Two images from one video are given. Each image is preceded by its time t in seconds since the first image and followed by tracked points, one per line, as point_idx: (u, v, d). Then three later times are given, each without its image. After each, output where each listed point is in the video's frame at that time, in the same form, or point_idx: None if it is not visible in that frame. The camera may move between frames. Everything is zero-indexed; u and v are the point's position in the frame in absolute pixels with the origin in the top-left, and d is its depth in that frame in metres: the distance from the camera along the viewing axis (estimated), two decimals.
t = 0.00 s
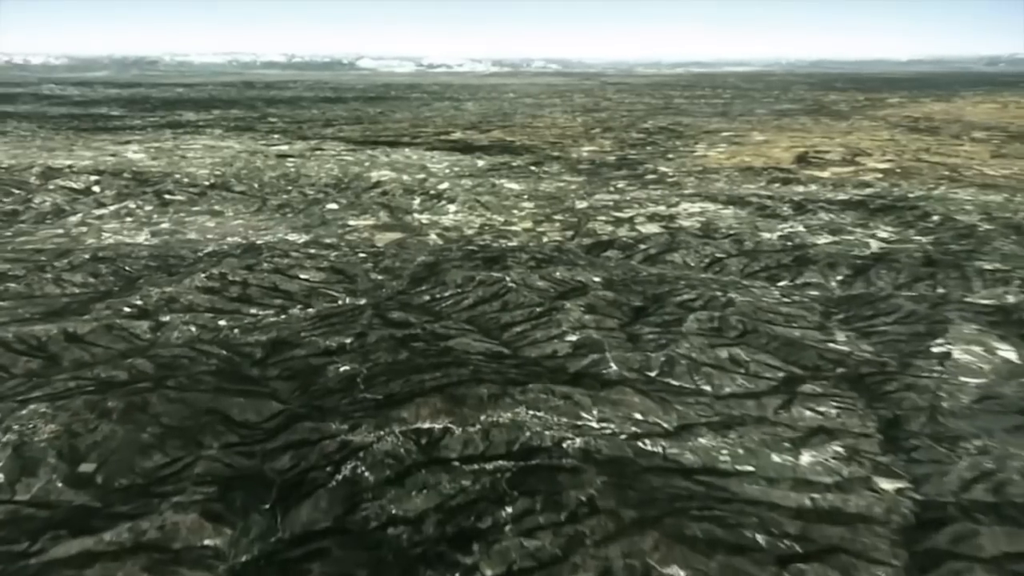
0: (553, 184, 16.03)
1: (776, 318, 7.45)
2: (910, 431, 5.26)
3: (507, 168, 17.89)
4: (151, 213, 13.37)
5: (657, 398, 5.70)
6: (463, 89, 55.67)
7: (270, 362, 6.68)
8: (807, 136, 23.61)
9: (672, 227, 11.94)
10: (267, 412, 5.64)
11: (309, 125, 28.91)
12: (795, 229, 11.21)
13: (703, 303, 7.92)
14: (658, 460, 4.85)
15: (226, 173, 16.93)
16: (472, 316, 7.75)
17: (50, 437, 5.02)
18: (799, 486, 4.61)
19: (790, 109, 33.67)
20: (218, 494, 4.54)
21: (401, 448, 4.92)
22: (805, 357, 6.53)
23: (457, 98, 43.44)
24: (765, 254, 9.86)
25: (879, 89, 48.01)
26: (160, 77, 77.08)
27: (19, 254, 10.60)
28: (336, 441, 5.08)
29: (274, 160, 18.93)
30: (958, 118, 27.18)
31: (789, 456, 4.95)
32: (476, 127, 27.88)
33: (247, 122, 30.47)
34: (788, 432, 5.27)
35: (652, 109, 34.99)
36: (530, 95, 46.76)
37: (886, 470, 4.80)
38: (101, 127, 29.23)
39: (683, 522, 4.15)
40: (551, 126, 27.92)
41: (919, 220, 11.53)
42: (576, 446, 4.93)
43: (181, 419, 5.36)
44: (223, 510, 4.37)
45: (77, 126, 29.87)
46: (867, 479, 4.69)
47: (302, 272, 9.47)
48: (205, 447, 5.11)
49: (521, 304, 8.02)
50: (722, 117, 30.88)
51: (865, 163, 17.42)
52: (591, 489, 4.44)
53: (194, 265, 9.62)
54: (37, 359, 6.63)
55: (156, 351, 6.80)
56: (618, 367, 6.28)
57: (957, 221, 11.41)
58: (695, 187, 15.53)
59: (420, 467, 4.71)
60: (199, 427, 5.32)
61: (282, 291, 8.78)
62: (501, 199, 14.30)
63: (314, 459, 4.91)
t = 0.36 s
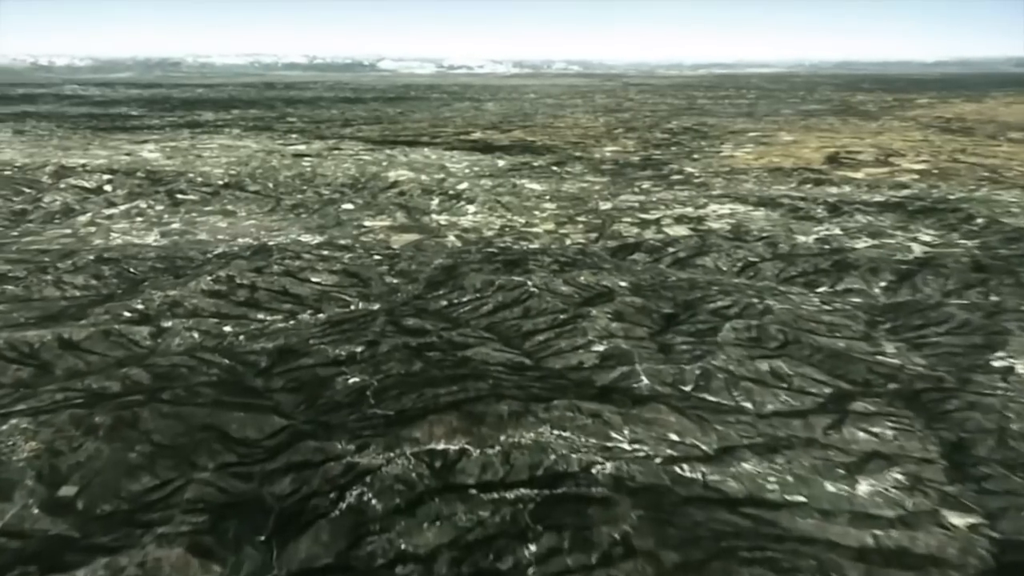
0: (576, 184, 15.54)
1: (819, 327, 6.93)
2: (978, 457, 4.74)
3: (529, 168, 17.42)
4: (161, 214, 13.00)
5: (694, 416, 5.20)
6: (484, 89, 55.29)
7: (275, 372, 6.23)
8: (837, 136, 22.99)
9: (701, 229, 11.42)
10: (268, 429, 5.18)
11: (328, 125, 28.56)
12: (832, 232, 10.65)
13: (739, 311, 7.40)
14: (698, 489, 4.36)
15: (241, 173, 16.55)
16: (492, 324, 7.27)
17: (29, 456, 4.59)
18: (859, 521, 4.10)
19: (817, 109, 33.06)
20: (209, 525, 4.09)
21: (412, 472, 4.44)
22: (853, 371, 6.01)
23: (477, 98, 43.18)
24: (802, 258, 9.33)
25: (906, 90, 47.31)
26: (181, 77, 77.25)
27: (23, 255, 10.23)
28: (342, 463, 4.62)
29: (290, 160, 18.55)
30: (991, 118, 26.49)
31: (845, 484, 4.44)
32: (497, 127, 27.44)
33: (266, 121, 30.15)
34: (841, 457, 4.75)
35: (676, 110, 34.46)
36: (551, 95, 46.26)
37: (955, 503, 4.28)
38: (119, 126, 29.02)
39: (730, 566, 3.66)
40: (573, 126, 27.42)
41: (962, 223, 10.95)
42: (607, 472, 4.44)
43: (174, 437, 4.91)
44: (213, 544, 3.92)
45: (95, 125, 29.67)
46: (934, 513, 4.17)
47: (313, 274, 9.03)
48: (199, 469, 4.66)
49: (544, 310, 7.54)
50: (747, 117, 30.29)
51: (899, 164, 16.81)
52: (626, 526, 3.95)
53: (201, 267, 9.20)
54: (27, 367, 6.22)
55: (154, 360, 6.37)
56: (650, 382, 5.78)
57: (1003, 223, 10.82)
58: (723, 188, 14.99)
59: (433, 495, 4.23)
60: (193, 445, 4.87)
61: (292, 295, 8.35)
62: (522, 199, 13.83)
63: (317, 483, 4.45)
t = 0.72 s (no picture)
0: (599, 184, 15.04)
1: (867, 338, 6.40)
2: None
3: (551, 168, 16.93)
4: (172, 214, 12.62)
5: (737, 438, 4.69)
6: (505, 90, 54.89)
7: (279, 384, 5.77)
8: (867, 137, 22.37)
9: (732, 232, 10.89)
10: (267, 449, 4.72)
11: (346, 125, 28.21)
12: (871, 234, 10.10)
13: (778, 319, 6.87)
14: (746, 525, 3.85)
15: (256, 172, 16.18)
16: (513, 332, 6.79)
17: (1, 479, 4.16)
18: (933, 565, 3.57)
19: (844, 109, 32.46)
20: (194, 563, 3.63)
21: (424, 503, 3.96)
22: (909, 387, 5.46)
23: (498, 99, 42.98)
24: (842, 262, 8.78)
25: (933, 91, 46.63)
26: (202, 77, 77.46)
27: (26, 256, 9.85)
28: (346, 491, 4.14)
29: (307, 159, 18.16)
30: None
31: (913, 521, 3.91)
32: (518, 128, 26.99)
33: (285, 121, 29.84)
34: (905, 487, 4.22)
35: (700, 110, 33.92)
36: (573, 95, 45.84)
37: None
38: (137, 126, 28.81)
39: None
40: (596, 126, 26.91)
41: (1010, 226, 10.36)
42: (642, 506, 3.95)
43: (162, 458, 4.46)
44: None
45: (113, 125, 29.48)
46: (1020, 558, 3.63)
47: (325, 278, 8.59)
48: (187, 494, 4.20)
49: (568, 318, 7.06)
50: (773, 117, 29.73)
51: (936, 164, 16.20)
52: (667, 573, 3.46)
53: (208, 269, 8.79)
54: (13, 377, 5.80)
55: (150, 369, 5.93)
56: (686, 400, 5.27)
57: None
58: (752, 189, 14.45)
59: (447, 531, 3.75)
60: (183, 468, 4.41)
61: (302, 300, 7.91)
62: (544, 200, 13.34)
63: (318, 514, 3.98)
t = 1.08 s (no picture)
0: (624, 185, 14.49)
1: (924, 352, 5.83)
2: None
3: (574, 168, 16.40)
4: (182, 214, 12.20)
5: (791, 469, 4.15)
6: (526, 90, 54.42)
7: (281, 400, 5.30)
8: (900, 137, 21.69)
9: (766, 234, 10.34)
10: (263, 474, 4.24)
11: (366, 124, 27.80)
12: (916, 238, 9.51)
13: (825, 330, 6.32)
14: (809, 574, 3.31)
15: (271, 172, 15.75)
16: (536, 343, 6.28)
17: None
18: None
19: (873, 109, 31.76)
20: None
21: (436, 544, 3.47)
22: (979, 409, 4.90)
23: (518, 99, 42.63)
24: (887, 268, 8.21)
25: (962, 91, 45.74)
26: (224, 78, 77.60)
27: (27, 257, 9.45)
28: (348, 528, 3.65)
29: (324, 159, 17.74)
30: None
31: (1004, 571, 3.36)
32: (540, 128, 26.49)
33: (304, 121, 29.50)
34: (988, 528, 3.67)
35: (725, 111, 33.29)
36: (595, 95, 45.31)
37: None
38: (155, 125, 28.55)
39: None
40: (619, 126, 26.34)
41: None
42: (687, 550, 3.43)
43: (145, 486, 3.99)
44: None
45: (131, 124, 29.24)
46: None
47: (336, 282, 8.11)
48: (170, 528, 3.73)
49: (596, 327, 6.53)
50: (801, 117, 29.09)
51: (976, 165, 15.54)
52: None
53: (213, 272, 8.33)
54: None
55: (143, 381, 5.47)
56: (730, 422, 4.75)
57: None
58: (785, 190, 13.88)
59: None
60: (168, 497, 3.94)
61: (311, 305, 7.43)
62: (568, 200, 12.83)
63: (315, 554, 3.49)
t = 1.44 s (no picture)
0: (651, 185, 13.94)
1: (995, 369, 5.25)
2: None
3: (599, 168, 15.87)
4: (193, 214, 11.78)
5: (860, 509, 3.60)
6: (548, 91, 53.90)
7: (282, 419, 4.80)
8: (936, 137, 20.99)
9: (804, 237, 9.76)
10: (254, 507, 3.74)
11: (385, 124, 27.39)
12: (967, 242, 8.90)
13: (880, 344, 5.75)
14: None
15: (286, 171, 15.33)
16: (563, 357, 5.76)
17: None
18: None
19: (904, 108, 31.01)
20: None
21: None
22: None
23: (539, 99, 42.29)
24: (940, 274, 7.62)
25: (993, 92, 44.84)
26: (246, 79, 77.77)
27: (27, 258, 9.03)
28: None
29: (341, 158, 17.31)
30: None
31: None
32: (562, 128, 25.98)
33: (323, 120, 29.12)
34: None
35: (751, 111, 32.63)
36: (618, 95, 44.76)
37: None
38: (174, 125, 28.30)
39: None
40: (643, 127, 25.76)
41: None
42: None
43: (118, 522, 3.51)
44: None
45: (149, 124, 29.01)
46: None
47: (348, 287, 7.63)
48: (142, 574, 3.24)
49: (627, 338, 6.00)
50: (830, 117, 28.41)
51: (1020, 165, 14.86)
52: None
53: (219, 275, 7.88)
54: None
55: (131, 396, 5.00)
56: (783, 451, 4.20)
57: None
58: (820, 190, 13.28)
59: None
60: (143, 535, 3.45)
61: (321, 311, 6.95)
62: (593, 201, 12.30)
63: None
